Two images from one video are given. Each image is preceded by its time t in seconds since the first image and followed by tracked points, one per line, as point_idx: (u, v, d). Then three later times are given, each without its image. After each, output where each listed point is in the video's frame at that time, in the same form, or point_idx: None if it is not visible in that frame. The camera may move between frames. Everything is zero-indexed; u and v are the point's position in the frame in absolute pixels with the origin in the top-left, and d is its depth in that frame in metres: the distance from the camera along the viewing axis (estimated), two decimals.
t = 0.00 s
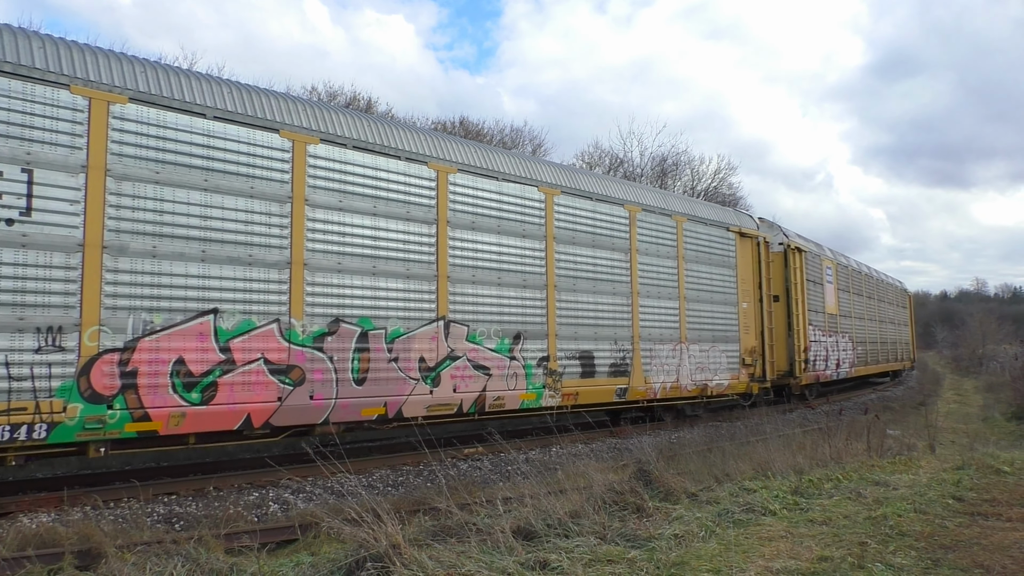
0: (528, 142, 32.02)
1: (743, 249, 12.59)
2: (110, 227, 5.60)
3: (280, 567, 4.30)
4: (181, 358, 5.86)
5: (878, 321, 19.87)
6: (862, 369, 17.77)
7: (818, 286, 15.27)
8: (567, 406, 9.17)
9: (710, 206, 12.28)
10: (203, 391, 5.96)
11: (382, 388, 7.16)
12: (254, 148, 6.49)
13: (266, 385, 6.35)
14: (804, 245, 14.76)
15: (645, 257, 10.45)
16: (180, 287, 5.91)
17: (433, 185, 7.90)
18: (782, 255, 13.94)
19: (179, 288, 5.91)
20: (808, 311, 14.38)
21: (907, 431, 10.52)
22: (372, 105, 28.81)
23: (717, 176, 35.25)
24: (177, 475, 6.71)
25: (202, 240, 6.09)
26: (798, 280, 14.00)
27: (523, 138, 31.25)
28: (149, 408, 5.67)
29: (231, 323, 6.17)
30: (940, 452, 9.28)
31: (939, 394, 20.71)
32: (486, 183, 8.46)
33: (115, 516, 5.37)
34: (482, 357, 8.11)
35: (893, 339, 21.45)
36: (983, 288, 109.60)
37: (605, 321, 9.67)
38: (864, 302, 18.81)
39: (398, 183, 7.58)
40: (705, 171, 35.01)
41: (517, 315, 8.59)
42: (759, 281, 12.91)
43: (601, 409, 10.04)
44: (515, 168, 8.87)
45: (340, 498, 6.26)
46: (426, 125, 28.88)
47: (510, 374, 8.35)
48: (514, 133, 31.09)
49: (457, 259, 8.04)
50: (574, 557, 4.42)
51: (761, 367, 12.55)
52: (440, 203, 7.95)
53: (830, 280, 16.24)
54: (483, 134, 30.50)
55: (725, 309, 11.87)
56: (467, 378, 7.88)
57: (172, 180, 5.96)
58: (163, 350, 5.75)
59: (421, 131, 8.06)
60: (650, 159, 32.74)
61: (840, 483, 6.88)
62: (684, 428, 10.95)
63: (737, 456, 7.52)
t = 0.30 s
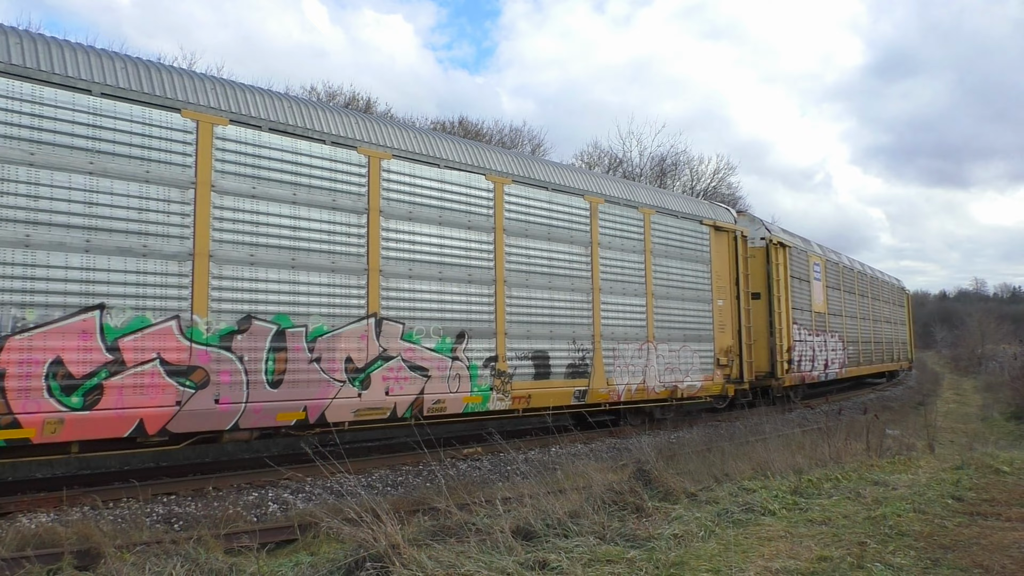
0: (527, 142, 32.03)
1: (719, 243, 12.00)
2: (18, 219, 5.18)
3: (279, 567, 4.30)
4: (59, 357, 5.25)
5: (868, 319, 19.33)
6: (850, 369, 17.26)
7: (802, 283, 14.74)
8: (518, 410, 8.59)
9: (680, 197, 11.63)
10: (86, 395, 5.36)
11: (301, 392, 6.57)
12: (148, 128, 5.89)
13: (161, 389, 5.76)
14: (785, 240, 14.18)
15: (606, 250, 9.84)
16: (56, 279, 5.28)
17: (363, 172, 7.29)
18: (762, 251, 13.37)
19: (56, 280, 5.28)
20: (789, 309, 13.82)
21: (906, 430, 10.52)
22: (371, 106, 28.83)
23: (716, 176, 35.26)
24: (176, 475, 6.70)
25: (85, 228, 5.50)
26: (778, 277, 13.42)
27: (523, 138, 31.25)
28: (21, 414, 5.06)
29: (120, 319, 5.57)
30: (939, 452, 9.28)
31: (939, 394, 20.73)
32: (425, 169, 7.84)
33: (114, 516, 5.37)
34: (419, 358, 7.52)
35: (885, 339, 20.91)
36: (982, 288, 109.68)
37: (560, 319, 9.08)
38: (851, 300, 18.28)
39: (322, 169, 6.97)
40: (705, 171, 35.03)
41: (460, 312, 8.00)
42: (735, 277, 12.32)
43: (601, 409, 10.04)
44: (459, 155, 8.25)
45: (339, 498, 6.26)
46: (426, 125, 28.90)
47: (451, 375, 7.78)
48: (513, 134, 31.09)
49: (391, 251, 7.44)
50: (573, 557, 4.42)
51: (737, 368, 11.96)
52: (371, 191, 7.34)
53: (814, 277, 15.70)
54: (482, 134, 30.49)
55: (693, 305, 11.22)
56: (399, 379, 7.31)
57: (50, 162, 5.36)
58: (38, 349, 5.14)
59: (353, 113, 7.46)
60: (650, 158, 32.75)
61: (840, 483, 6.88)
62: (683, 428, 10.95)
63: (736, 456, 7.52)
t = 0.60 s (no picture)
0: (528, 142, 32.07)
1: (693, 237, 11.39)
2: (3, 218, 5.15)
3: (280, 567, 4.31)
4: None
5: (859, 318, 18.72)
6: (841, 369, 16.69)
7: (787, 281, 14.15)
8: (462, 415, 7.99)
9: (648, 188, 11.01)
10: None
11: (204, 397, 6.01)
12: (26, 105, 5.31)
13: (36, 393, 5.21)
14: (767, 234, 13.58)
15: (563, 244, 9.24)
16: None
17: (282, 157, 6.69)
18: (740, 247, 12.80)
19: None
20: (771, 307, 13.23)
21: (906, 431, 10.54)
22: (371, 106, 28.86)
23: (717, 176, 35.30)
24: (177, 476, 6.71)
25: None
26: (759, 273, 12.83)
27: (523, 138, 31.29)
28: None
29: None
30: (939, 452, 9.29)
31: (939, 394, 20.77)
32: (356, 154, 7.23)
33: (114, 516, 5.37)
34: (347, 359, 6.93)
35: (879, 338, 20.30)
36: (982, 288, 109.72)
37: (511, 317, 8.51)
38: (841, 298, 17.70)
39: (233, 154, 6.38)
40: (705, 172, 35.07)
41: (396, 311, 7.39)
42: (711, 273, 11.72)
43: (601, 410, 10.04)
44: (396, 141, 7.65)
45: (340, 498, 6.27)
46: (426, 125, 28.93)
47: (381, 378, 7.17)
48: (514, 134, 31.13)
49: (314, 244, 6.84)
50: (573, 557, 4.43)
51: (713, 370, 11.38)
52: (292, 178, 6.74)
53: (799, 273, 15.11)
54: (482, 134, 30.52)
55: (662, 302, 10.60)
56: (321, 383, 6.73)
57: None
58: None
59: (273, 94, 6.86)
60: (650, 159, 32.77)
61: (840, 483, 6.89)
62: (683, 428, 10.96)
63: (736, 456, 7.53)
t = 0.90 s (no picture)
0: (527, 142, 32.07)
1: (662, 230, 10.78)
2: (8, 219, 5.17)
3: (279, 566, 4.30)
4: None
5: (847, 316, 18.14)
6: (827, 369, 16.15)
7: (765, 278, 13.62)
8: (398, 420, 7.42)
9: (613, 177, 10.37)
10: None
11: (86, 402, 5.43)
12: None
13: None
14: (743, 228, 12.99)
15: (514, 236, 8.63)
16: None
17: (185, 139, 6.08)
18: (716, 241, 12.31)
19: None
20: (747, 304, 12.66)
21: (906, 430, 10.54)
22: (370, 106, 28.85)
23: (716, 176, 35.30)
24: (176, 475, 6.71)
25: None
26: (734, 270, 12.25)
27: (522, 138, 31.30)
28: None
29: None
30: (939, 452, 9.29)
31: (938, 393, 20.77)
32: (273, 137, 6.62)
33: (113, 516, 5.36)
34: (260, 360, 6.35)
35: (868, 337, 19.73)
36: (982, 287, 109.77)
37: (455, 315, 7.92)
38: (827, 295, 17.14)
39: (127, 134, 5.78)
40: (704, 171, 35.07)
41: (317, 308, 6.78)
42: (682, 268, 11.12)
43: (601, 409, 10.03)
44: (322, 123, 7.03)
45: (339, 498, 6.26)
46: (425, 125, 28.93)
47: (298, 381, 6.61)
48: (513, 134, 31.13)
49: (223, 234, 6.24)
50: (573, 557, 4.42)
51: (683, 371, 10.81)
52: (197, 162, 6.13)
53: (780, 269, 14.54)
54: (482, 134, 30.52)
55: (626, 298, 10.00)
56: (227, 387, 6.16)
57: None
58: None
59: (177, 70, 6.27)
60: (650, 158, 32.77)
61: (839, 483, 6.88)
62: (683, 428, 10.96)
63: (736, 456, 7.52)
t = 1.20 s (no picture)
0: (527, 142, 32.12)
1: (626, 221, 10.13)
2: None
3: (279, 567, 4.30)
4: None
5: (836, 315, 17.47)
6: (814, 370, 15.51)
7: (743, 274, 12.98)
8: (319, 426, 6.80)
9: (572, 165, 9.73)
10: None
11: None
12: None
13: None
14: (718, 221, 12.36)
15: (457, 228, 8.01)
16: None
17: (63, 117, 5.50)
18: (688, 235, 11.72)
19: None
20: (721, 301, 12.03)
21: (906, 430, 10.54)
22: (371, 106, 28.88)
23: (716, 176, 35.31)
24: (176, 475, 6.72)
25: None
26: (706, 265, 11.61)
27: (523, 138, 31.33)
28: None
29: None
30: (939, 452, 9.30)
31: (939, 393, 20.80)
32: (175, 117, 6.06)
33: (113, 516, 5.37)
34: (155, 361, 5.79)
35: (860, 337, 19.09)
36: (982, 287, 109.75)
37: (387, 312, 7.28)
38: (813, 292, 16.48)
39: None
40: (705, 172, 35.09)
41: (223, 304, 6.20)
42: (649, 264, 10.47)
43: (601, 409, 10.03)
44: (231, 103, 6.43)
45: (339, 498, 6.27)
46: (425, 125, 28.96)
47: (201, 384, 6.01)
48: (513, 134, 31.15)
49: (112, 224, 5.68)
50: (573, 557, 4.42)
51: (650, 373, 10.19)
52: (79, 143, 5.55)
53: (761, 265, 13.90)
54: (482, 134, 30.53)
55: (585, 295, 9.37)
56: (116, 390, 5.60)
57: None
58: None
59: (69, 44, 5.74)
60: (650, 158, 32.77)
61: (839, 483, 6.89)
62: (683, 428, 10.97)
63: (736, 456, 7.52)
